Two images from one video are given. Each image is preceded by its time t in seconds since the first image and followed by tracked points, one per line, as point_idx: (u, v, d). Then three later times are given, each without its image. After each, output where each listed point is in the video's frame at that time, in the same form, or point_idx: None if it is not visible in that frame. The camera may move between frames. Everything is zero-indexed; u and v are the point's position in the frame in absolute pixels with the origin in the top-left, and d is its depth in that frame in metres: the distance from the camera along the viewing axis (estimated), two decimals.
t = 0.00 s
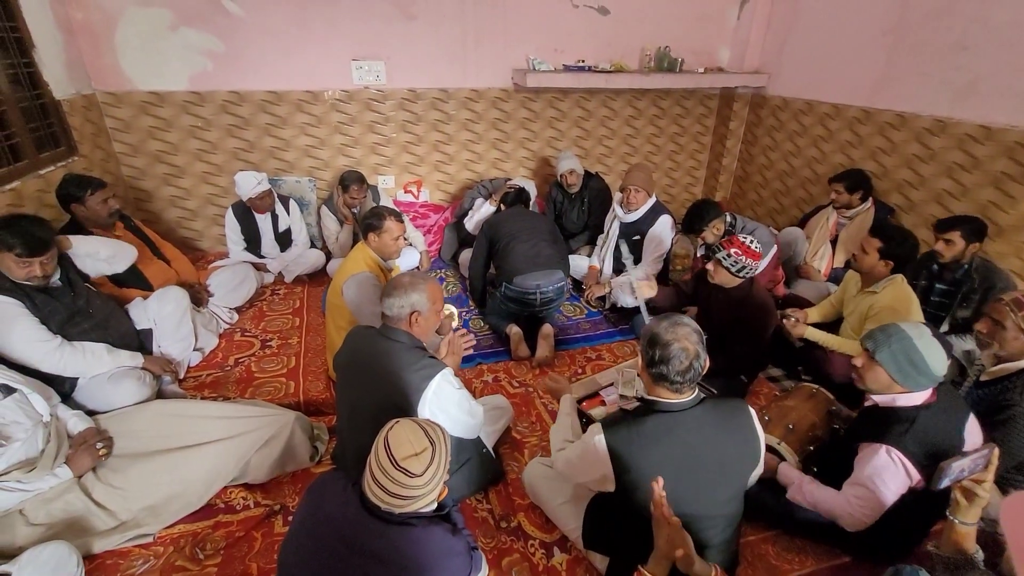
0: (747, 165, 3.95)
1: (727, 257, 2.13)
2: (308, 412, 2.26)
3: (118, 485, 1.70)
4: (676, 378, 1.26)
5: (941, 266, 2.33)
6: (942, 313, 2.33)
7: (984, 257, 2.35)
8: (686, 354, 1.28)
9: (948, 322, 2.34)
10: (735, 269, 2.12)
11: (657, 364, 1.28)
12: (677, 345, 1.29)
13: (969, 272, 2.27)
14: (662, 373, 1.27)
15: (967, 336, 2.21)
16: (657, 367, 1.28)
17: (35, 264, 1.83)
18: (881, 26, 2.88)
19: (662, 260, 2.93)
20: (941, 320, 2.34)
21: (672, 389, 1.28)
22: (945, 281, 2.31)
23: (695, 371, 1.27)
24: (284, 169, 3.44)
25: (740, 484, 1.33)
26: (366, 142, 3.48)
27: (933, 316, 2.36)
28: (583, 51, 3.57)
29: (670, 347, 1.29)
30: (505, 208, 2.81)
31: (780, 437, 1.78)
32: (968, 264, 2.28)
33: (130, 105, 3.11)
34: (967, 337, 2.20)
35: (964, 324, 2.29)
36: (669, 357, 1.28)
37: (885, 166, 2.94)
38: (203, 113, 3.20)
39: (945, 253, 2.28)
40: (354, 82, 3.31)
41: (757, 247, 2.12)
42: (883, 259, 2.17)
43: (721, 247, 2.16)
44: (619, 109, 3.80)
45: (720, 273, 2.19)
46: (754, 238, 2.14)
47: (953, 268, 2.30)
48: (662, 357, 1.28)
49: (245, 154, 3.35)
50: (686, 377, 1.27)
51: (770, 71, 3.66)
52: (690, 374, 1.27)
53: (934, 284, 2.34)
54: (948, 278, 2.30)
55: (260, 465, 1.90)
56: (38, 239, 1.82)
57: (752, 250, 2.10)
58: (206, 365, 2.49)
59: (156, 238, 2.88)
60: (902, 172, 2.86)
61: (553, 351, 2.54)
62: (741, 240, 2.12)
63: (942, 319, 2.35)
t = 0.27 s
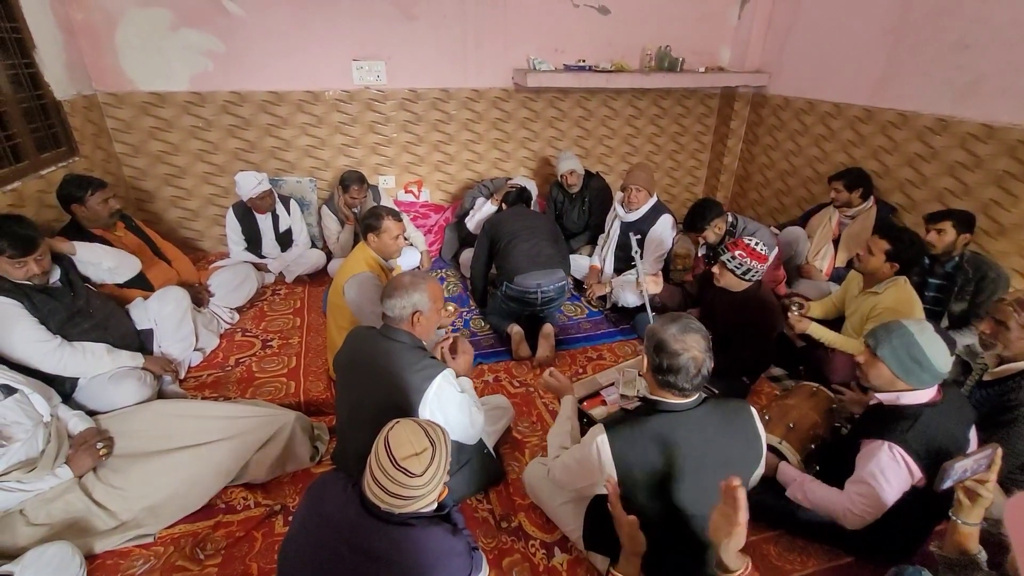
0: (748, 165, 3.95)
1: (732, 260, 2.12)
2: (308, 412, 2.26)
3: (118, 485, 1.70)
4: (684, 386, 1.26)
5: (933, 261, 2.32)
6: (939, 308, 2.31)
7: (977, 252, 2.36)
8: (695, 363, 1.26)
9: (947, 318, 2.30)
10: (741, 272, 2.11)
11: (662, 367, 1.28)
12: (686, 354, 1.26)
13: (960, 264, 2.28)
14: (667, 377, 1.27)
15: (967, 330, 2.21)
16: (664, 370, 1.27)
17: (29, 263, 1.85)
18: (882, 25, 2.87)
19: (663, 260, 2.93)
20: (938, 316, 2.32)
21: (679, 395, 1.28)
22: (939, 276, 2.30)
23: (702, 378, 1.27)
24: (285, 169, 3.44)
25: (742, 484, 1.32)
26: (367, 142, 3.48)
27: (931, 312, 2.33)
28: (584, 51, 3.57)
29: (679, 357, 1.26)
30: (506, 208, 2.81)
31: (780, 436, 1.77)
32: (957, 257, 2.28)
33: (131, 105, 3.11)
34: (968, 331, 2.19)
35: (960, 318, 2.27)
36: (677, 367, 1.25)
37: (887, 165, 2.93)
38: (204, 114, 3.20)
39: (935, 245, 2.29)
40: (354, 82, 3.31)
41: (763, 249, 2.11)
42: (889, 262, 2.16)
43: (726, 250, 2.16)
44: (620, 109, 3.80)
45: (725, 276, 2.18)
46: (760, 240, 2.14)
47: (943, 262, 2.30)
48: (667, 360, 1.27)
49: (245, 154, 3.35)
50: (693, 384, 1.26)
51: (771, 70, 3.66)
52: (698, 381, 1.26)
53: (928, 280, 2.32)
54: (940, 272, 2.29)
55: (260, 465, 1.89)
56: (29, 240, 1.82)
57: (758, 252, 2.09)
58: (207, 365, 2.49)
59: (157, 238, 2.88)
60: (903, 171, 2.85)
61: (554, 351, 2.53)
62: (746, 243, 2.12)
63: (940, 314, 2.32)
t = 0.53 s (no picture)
0: (749, 165, 3.94)
1: (739, 263, 2.10)
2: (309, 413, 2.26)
3: (120, 485, 1.70)
4: (686, 389, 1.27)
5: (930, 262, 2.32)
6: (938, 308, 2.31)
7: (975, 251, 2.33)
8: (700, 370, 1.26)
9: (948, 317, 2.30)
10: (748, 276, 2.11)
11: (662, 367, 1.29)
12: (691, 361, 1.26)
13: (958, 263, 2.26)
14: (669, 379, 1.27)
15: (968, 329, 2.22)
16: (665, 373, 1.27)
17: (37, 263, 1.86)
18: (883, 25, 2.87)
19: (665, 259, 2.93)
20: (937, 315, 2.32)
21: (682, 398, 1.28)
22: (936, 276, 2.31)
23: (704, 383, 1.28)
24: (286, 170, 3.44)
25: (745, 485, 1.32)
26: (368, 143, 3.48)
27: (931, 312, 2.33)
28: (585, 51, 3.56)
29: (684, 364, 1.26)
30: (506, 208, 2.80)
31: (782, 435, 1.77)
32: (955, 257, 2.28)
33: (132, 106, 3.11)
34: (969, 331, 2.21)
35: (960, 317, 2.27)
36: (682, 373, 1.25)
37: (889, 165, 2.93)
38: (206, 114, 3.21)
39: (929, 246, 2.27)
40: (355, 83, 3.31)
41: (772, 252, 2.08)
42: (893, 262, 2.14)
43: (733, 253, 2.13)
44: (621, 109, 3.80)
45: (732, 278, 2.17)
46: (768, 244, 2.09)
47: (940, 262, 2.30)
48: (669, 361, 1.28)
49: (247, 155, 3.36)
50: (697, 389, 1.27)
51: (772, 70, 3.65)
52: (701, 386, 1.27)
53: (927, 280, 2.33)
54: (938, 272, 2.30)
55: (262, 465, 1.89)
56: (32, 239, 1.82)
57: (767, 257, 2.06)
58: (208, 365, 2.49)
59: (159, 239, 2.89)
60: (905, 170, 2.84)
61: (555, 351, 2.53)
62: (754, 247, 2.08)
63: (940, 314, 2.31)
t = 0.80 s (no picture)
0: (751, 163, 3.94)
1: (743, 263, 2.10)
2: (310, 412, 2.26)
3: (122, 485, 1.71)
4: (686, 391, 1.27)
5: (939, 262, 2.31)
6: (945, 309, 2.29)
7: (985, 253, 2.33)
8: (701, 373, 1.25)
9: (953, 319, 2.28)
10: (751, 274, 2.11)
11: (661, 366, 1.30)
12: (693, 365, 1.25)
13: (968, 266, 2.26)
14: (668, 380, 1.29)
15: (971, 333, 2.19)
16: (666, 374, 1.28)
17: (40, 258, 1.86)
18: (885, 23, 2.86)
19: (666, 258, 2.93)
20: (944, 316, 2.30)
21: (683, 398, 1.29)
22: (945, 277, 2.29)
23: (707, 385, 1.27)
24: (287, 169, 3.44)
25: (746, 484, 1.32)
26: (369, 142, 3.48)
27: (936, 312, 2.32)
28: (586, 50, 3.56)
29: (685, 367, 1.25)
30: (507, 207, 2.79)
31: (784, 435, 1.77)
32: (965, 260, 2.27)
33: (134, 106, 3.12)
34: (972, 332, 2.16)
35: (966, 319, 2.25)
36: (683, 376, 1.26)
37: (891, 163, 2.92)
38: (207, 114, 3.21)
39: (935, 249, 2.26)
40: (356, 83, 3.31)
41: (773, 249, 2.09)
42: (896, 261, 2.13)
43: (736, 252, 2.13)
44: (622, 108, 3.79)
45: (733, 276, 2.17)
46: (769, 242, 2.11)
47: (951, 263, 2.28)
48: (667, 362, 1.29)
49: (248, 154, 3.36)
50: (698, 391, 1.27)
51: (774, 68, 3.64)
52: (704, 388, 1.28)
53: (934, 281, 2.32)
54: (947, 273, 2.29)
55: (263, 465, 1.89)
56: (36, 236, 1.83)
57: (768, 254, 2.07)
58: (210, 365, 2.49)
59: (160, 239, 2.89)
60: (907, 169, 2.84)
61: (556, 351, 2.52)
62: (756, 245, 2.08)
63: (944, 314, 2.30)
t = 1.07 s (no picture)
0: (754, 162, 3.93)
1: (742, 258, 2.10)
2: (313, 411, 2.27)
3: (124, 482, 1.71)
4: (689, 387, 1.26)
5: (945, 262, 2.29)
6: (948, 308, 2.28)
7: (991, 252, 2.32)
8: (705, 370, 1.24)
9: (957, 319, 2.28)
10: (749, 269, 2.11)
11: (664, 362, 1.29)
12: (697, 362, 1.24)
13: (974, 266, 2.24)
14: (671, 376, 1.28)
15: (973, 333, 2.18)
16: (670, 370, 1.27)
17: (37, 243, 1.88)
18: (889, 20, 2.85)
19: (670, 255, 2.91)
20: (948, 316, 2.30)
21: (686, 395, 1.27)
22: (950, 276, 2.28)
23: (711, 382, 1.26)
24: (289, 168, 3.45)
25: (748, 482, 1.31)
26: (371, 141, 3.48)
27: (940, 312, 2.32)
28: (588, 48, 3.55)
29: (689, 364, 1.24)
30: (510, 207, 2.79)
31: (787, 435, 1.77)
32: (971, 258, 2.25)
33: (137, 105, 3.13)
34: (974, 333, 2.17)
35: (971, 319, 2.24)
36: (687, 373, 1.25)
37: (895, 161, 2.91)
38: (209, 113, 3.22)
39: (948, 250, 2.24)
40: (358, 81, 3.31)
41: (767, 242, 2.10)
42: (896, 260, 2.12)
43: (734, 246, 2.13)
44: (624, 106, 3.79)
45: (731, 270, 2.17)
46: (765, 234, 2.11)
47: (957, 263, 2.26)
48: (671, 358, 1.27)
49: (251, 153, 3.36)
50: (701, 388, 1.26)
51: (777, 66, 3.63)
52: (707, 385, 1.26)
53: (939, 280, 2.30)
54: (953, 272, 2.27)
55: (265, 462, 1.90)
56: (30, 220, 1.87)
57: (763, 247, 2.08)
58: (212, 363, 2.50)
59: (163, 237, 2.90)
60: (911, 167, 2.82)
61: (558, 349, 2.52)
62: (754, 239, 2.09)
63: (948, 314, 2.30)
